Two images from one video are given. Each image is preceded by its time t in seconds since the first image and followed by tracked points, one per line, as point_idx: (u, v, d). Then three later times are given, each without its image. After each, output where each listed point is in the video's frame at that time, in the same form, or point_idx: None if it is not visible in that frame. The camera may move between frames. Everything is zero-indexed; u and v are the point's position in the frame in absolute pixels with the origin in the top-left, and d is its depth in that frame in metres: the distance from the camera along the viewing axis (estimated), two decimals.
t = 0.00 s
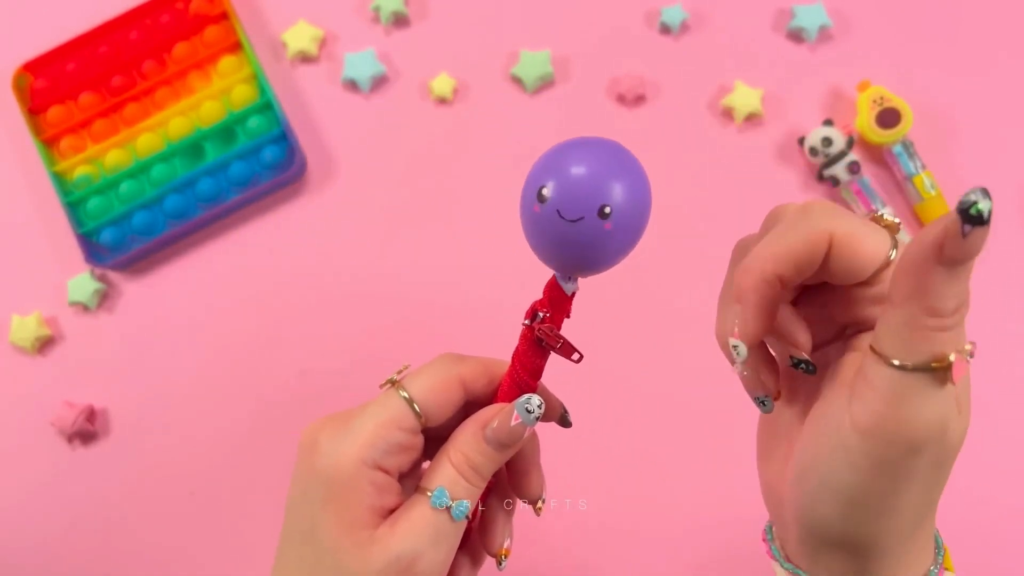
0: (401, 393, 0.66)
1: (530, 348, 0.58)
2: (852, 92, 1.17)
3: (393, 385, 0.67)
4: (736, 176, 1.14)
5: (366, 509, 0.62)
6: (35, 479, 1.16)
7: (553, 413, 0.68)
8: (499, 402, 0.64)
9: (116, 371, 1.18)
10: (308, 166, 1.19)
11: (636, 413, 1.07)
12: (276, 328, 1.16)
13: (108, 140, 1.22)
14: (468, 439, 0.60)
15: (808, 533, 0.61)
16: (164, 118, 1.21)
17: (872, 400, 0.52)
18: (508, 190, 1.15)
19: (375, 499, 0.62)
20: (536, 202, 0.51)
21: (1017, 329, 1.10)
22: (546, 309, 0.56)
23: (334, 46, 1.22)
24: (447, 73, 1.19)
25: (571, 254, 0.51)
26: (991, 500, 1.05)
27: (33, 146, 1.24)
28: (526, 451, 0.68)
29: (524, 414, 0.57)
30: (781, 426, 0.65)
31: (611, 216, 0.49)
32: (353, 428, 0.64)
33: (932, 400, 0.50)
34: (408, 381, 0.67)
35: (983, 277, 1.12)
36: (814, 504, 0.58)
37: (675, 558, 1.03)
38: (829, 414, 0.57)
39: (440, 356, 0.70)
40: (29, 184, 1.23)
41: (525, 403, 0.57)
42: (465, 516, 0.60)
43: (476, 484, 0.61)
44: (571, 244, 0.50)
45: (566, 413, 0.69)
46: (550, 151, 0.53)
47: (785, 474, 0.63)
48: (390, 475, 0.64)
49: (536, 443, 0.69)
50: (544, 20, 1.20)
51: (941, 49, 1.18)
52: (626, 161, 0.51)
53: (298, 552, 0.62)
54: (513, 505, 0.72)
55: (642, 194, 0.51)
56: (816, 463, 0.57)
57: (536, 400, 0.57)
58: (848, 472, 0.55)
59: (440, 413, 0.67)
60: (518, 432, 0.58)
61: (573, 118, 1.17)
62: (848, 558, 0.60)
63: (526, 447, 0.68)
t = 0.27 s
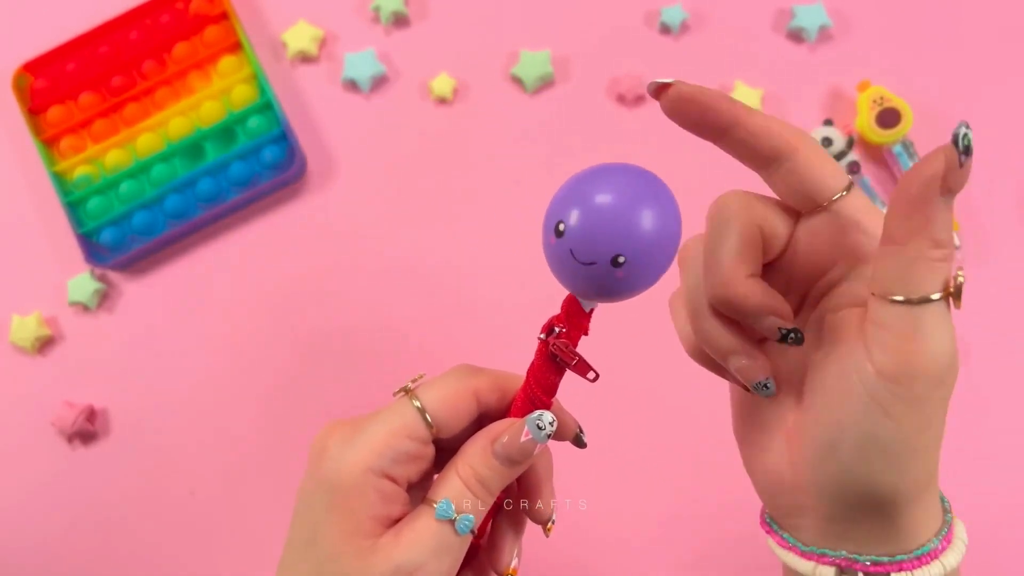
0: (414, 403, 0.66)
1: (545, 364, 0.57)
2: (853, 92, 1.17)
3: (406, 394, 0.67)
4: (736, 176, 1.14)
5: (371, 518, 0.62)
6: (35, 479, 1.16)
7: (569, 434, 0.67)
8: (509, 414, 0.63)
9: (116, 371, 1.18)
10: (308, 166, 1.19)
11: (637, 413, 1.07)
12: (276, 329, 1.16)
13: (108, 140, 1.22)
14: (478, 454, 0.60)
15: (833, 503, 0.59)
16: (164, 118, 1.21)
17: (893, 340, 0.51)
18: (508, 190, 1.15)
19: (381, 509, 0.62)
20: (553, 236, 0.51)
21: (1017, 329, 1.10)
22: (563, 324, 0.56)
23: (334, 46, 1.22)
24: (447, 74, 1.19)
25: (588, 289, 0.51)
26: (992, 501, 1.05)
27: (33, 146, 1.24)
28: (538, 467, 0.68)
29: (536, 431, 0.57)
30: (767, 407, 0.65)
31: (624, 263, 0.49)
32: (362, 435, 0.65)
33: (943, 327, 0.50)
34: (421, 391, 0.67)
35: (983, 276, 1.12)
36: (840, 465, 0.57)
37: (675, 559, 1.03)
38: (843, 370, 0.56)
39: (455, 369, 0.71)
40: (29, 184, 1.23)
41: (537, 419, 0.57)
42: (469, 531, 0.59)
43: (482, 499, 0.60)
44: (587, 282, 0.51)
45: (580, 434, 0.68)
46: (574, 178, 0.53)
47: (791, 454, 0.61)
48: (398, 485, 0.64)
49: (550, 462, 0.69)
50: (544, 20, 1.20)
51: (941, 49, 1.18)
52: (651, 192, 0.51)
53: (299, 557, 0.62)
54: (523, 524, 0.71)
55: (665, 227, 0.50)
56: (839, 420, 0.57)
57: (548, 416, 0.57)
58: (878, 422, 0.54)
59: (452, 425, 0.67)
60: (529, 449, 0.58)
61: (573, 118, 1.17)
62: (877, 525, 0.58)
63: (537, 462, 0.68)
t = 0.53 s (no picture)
0: (395, 395, 0.66)
1: (524, 353, 0.57)
2: (852, 92, 1.17)
3: (388, 387, 0.67)
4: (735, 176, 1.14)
5: (353, 511, 0.62)
6: (35, 479, 1.16)
7: (551, 422, 0.67)
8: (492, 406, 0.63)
9: (116, 371, 1.18)
10: (308, 166, 1.19)
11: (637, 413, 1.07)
12: (276, 329, 1.16)
13: (108, 140, 1.22)
14: (460, 443, 0.60)
15: (858, 488, 0.62)
16: (164, 118, 1.21)
17: (920, 314, 0.58)
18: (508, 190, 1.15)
19: (362, 501, 0.63)
20: (518, 212, 0.51)
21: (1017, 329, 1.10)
22: (540, 312, 0.56)
23: (334, 46, 1.22)
24: (447, 74, 1.19)
25: (555, 262, 0.51)
26: (992, 502, 1.05)
27: (33, 146, 1.24)
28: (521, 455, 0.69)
29: (516, 419, 0.57)
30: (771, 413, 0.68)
31: (590, 227, 0.49)
32: (343, 429, 0.65)
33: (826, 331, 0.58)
34: (402, 384, 0.67)
35: (984, 276, 1.12)
36: (870, 444, 0.61)
37: (675, 559, 1.03)
38: (870, 348, 0.62)
39: (437, 360, 0.70)
40: (29, 185, 1.23)
41: (517, 407, 0.57)
42: (452, 521, 0.59)
43: (465, 490, 0.60)
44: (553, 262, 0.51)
45: (562, 423, 0.68)
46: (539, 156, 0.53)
47: (809, 447, 0.65)
48: (380, 478, 0.64)
49: (533, 449, 0.70)
50: (544, 20, 1.20)
51: (941, 49, 1.18)
52: (614, 173, 0.51)
53: (285, 550, 0.63)
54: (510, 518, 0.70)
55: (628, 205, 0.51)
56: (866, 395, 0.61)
57: (528, 404, 0.57)
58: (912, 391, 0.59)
59: (432, 416, 0.67)
60: (510, 437, 0.58)
61: (573, 118, 1.17)
62: (899, 504, 0.62)
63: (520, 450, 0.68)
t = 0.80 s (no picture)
0: (413, 408, 0.67)
1: (545, 371, 0.57)
2: (852, 92, 1.17)
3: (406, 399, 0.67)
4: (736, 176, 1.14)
5: (368, 524, 0.62)
6: (35, 479, 1.16)
7: (568, 438, 0.67)
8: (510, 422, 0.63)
9: (116, 371, 1.18)
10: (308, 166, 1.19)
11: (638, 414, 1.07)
12: (276, 329, 1.16)
13: (108, 140, 1.22)
14: (476, 460, 0.60)
15: (818, 482, 0.64)
16: (164, 118, 1.21)
17: (862, 306, 0.59)
18: (508, 190, 1.15)
19: (378, 515, 0.62)
20: (578, 226, 0.49)
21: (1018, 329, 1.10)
22: (564, 332, 0.55)
23: (334, 46, 1.22)
24: (447, 74, 1.19)
25: (607, 286, 0.49)
26: (993, 502, 1.05)
27: (33, 146, 1.24)
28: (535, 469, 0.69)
29: (535, 438, 0.57)
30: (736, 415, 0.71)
31: (649, 253, 0.47)
32: (359, 441, 0.65)
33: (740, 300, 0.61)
34: (421, 397, 0.67)
35: (983, 276, 1.12)
36: (822, 438, 0.63)
37: (676, 559, 1.03)
38: (817, 343, 0.63)
39: (456, 373, 0.71)
40: (29, 185, 1.23)
41: (537, 427, 0.57)
42: (467, 538, 0.59)
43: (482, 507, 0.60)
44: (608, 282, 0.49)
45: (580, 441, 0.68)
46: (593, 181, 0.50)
47: (771, 445, 0.67)
48: (395, 491, 0.64)
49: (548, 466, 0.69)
50: (544, 20, 1.20)
51: (941, 49, 1.18)
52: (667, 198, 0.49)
53: (299, 562, 0.63)
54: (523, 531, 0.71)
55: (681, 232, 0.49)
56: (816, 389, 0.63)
57: (547, 424, 0.57)
58: (857, 382, 0.60)
59: (450, 430, 0.67)
60: (528, 456, 0.58)
61: (573, 118, 1.17)
62: (860, 493, 0.63)
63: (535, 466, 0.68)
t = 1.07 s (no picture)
0: (406, 405, 0.66)
1: (536, 365, 0.57)
2: (852, 92, 1.17)
3: (399, 396, 0.67)
4: (736, 176, 1.14)
5: (364, 520, 0.62)
6: (35, 479, 1.16)
7: (561, 433, 0.67)
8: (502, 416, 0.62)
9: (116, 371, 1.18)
10: (307, 166, 1.19)
11: (638, 414, 1.07)
12: (276, 329, 1.16)
13: (108, 140, 1.22)
14: (469, 454, 0.60)
15: (836, 483, 0.64)
16: (164, 118, 1.21)
17: (885, 306, 0.60)
18: (508, 190, 1.15)
19: (373, 512, 0.63)
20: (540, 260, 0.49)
21: (1018, 329, 1.10)
22: (553, 326, 0.54)
23: (334, 46, 1.22)
24: (447, 74, 1.19)
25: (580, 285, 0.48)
26: (993, 502, 1.05)
27: (33, 146, 1.24)
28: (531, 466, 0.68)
29: (526, 431, 0.56)
30: (745, 418, 0.70)
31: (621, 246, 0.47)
32: (353, 438, 0.65)
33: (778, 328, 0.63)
34: (413, 393, 0.67)
35: (983, 275, 1.12)
36: (845, 440, 0.62)
37: (676, 560, 1.03)
38: (844, 344, 0.63)
39: (450, 369, 0.70)
40: (29, 185, 1.23)
41: (528, 420, 0.56)
42: (462, 532, 0.59)
43: (476, 502, 0.60)
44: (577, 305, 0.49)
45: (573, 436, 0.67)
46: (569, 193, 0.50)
47: (787, 447, 0.67)
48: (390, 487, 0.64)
49: (541, 461, 0.69)
50: (544, 20, 1.20)
51: (941, 49, 1.18)
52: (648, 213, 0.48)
53: (296, 558, 0.63)
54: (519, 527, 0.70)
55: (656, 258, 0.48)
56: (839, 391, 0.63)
57: (539, 418, 0.56)
58: (884, 382, 0.60)
59: (443, 427, 0.67)
60: (521, 449, 0.58)
61: (573, 118, 1.17)
62: (877, 494, 0.63)
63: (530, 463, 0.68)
